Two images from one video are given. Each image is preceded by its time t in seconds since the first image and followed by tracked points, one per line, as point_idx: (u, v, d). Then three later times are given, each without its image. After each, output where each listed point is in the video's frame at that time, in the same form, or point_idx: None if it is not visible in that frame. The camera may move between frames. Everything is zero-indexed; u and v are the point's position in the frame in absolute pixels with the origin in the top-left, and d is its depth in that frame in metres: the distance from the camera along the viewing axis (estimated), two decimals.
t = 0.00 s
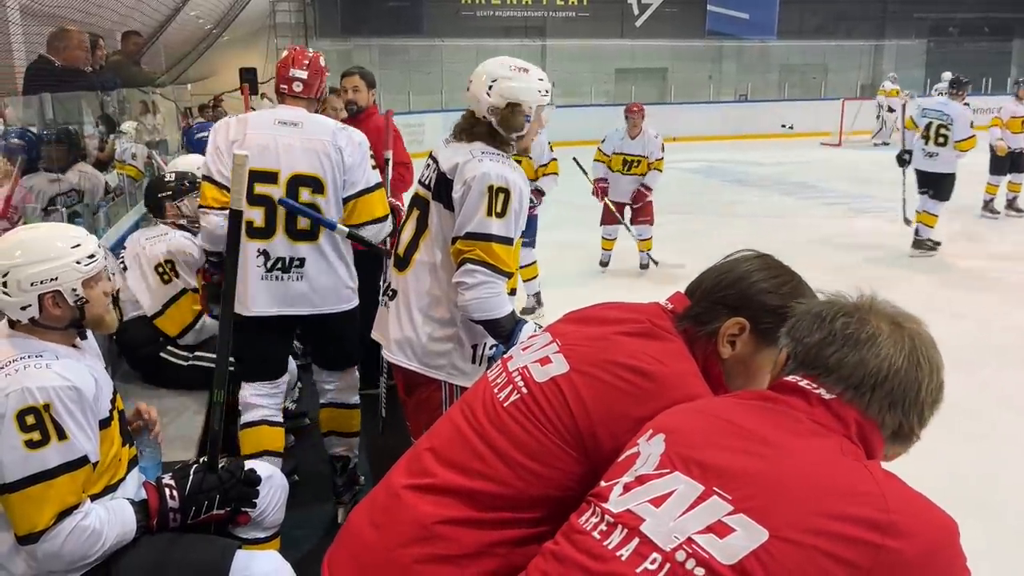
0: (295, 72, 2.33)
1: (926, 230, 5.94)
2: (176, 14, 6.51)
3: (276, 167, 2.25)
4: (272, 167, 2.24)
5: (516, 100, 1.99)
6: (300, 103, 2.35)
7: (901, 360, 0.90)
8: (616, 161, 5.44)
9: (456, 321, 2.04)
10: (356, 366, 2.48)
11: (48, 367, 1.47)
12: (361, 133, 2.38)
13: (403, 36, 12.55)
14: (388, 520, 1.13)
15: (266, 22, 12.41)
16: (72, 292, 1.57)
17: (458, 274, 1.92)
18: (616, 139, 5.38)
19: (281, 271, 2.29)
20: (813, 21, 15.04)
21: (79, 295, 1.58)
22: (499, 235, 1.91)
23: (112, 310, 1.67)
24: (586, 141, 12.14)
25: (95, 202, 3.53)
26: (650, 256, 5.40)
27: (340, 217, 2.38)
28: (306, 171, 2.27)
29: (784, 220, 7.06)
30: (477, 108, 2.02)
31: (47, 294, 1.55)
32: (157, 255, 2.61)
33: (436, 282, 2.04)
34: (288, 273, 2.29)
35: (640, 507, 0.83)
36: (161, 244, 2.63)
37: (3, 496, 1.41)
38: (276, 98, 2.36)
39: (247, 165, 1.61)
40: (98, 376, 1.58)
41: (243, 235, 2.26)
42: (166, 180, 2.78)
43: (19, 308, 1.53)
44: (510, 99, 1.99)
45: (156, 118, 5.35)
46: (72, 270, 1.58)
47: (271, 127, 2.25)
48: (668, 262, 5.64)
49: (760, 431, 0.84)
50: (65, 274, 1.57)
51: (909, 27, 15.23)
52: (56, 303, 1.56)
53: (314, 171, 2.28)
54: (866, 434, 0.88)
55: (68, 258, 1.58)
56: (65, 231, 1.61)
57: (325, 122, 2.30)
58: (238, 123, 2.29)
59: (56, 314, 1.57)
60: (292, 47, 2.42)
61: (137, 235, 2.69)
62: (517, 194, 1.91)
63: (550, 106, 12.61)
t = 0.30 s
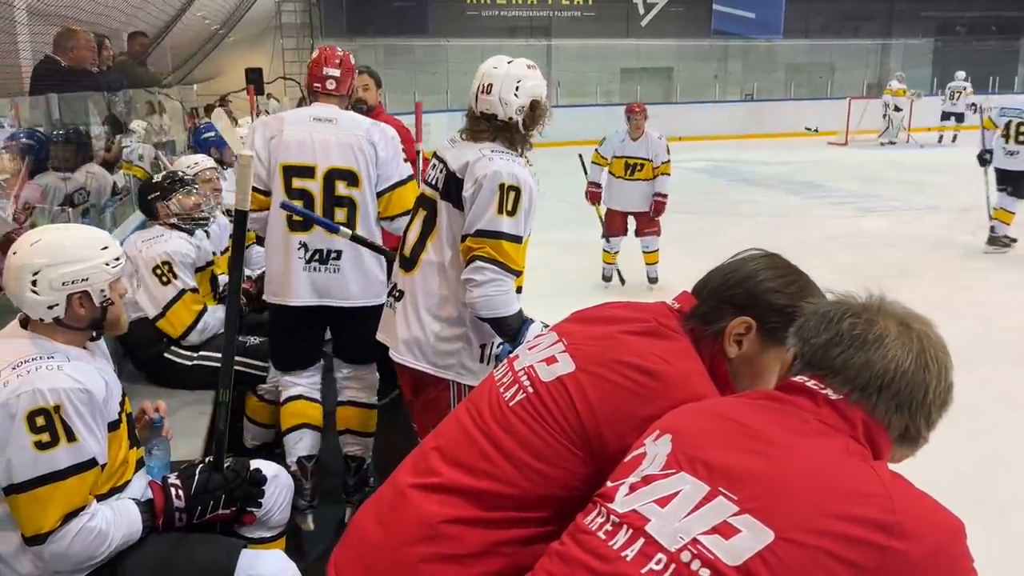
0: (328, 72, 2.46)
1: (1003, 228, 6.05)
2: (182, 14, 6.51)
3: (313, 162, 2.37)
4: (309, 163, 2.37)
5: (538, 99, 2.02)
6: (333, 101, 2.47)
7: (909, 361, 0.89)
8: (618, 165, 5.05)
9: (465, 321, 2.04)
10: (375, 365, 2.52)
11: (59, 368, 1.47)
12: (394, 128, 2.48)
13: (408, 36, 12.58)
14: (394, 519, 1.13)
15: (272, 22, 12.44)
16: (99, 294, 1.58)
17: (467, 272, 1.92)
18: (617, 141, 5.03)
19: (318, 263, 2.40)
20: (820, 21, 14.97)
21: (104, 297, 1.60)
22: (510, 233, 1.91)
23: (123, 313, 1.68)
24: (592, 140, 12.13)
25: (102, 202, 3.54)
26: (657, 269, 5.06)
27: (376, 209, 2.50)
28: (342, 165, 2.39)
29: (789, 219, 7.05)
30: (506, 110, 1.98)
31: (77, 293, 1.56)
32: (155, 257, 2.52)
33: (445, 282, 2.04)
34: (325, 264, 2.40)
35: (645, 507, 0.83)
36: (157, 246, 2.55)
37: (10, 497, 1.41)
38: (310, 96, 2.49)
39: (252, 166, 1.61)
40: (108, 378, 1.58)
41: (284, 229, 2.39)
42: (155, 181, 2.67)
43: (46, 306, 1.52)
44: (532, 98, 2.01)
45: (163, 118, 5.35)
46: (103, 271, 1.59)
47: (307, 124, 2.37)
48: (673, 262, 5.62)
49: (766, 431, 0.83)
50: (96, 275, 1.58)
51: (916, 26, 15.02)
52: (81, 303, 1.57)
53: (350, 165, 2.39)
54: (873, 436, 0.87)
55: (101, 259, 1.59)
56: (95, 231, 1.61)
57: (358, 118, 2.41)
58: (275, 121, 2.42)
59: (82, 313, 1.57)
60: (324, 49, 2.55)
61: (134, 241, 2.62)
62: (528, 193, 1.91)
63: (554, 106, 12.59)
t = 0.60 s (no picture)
0: (349, 76, 2.60)
1: None
2: (192, 17, 6.54)
3: (334, 163, 2.51)
4: (330, 164, 2.51)
5: (546, 101, 2.03)
6: (355, 103, 2.61)
7: (922, 369, 0.89)
8: (625, 173, 4.93)
9: (476, 323, 2.05)
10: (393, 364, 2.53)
11: (81, 369, 1.47)
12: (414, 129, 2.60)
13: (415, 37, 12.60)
14: (406, 523, 1.13)
15: (280, 24, 12.46)
16: (134, 297, 1.65)
17: (478, 274, 1.93)
18: (623, 148, 4.92)
19: (338, 261, 2.52)
20: (828, 21, 14.93)
21: (135, 301, 1.66)
22: (521, 235, 1.91)
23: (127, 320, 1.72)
24: (599, 141, 12.13)
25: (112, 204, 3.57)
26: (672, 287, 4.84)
27: (396, 209, 2.61)
28: (361, 166, 2.52)
29: (796, 221, 7.05)
30: (516, 113, 1.98)
31: (119, 295, 1.61)
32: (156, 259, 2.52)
33: (455, 284, 2.04)
34: (343, 263, 2.52)
35: (657, 513, 0.83)
36: (159, 247, 2.55)
37: (27, 498, 1.42)
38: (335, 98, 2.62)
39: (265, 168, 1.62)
40: (125, 380, 1.58)
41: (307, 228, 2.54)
42: (159, 182, 2.66)
43: (96, 306, 1.55)
44: (541, 100, 2.01)
45: (172, 120, 5.36)
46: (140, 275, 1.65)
47: (329, 127, 2.52)
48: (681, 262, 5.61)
49: (779, 437, 0.83)
50: (136, 278, 1.64)
51: (925, 27, 15.12)
52: (120, 305, 1.61)
53: (369, 166, 2.52)
54: (886, 444, 0.87)
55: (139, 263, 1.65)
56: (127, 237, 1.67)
57: (378, 120, 2.54)
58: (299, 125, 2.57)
59: (118, 315, 1.62)
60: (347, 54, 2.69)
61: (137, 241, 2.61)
62: (539, 195, 1.91)
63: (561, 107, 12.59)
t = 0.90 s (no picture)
0: (363, 83, 2.73)
1: None
2: (201, 19, 6.54)
3: (352, 168, 2.65)
4: (349, 171, 2.65)
5: (567, 113, 2.03)
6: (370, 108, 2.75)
7: (936, 377, 0.88)
8: (633, 183, 4.84)
9: (485, 327, 2.05)
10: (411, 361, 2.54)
11: (103, 369, 1.48)
12: (427, 130, 2.74)
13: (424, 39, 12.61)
14: (418, 528, 1.13)
15: (289, 26, 12.46)
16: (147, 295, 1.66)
17: (486, 277, 1.93)
18: (632, 158, 4.83)
19: (361, 263, 2.65)
20: (838, 24, 14.88)
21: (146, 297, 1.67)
22: (530, 241, 1.91)
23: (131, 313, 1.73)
24: (608, 144, 12.11)
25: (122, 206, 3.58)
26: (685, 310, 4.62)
27: (413, 209, 2.75)
28: (378, 170, 2.66)
29: (806, 224, 7.04)
30: (537, 123, 1.98)
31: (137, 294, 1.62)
32: (160, 261, 2.54)
33: (463, 288, 2.05)
34: (367, 264, 2.66)
35: (669, 519, 0.83)
36: (165, 248, 2.56)
37: (46, 496, 1.42)
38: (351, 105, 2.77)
39: (278, 171, 1.62)
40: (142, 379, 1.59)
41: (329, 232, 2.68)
42: (171, 183, 2.67)
43: (118, 309, 1.56)
44: (562, 111, 2.02)
45: (182, 122, 5.38)
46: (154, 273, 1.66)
47: (346, 134, 2.66)
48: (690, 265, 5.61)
49: (792, 443, 0.83)
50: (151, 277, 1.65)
51: (935, 30, 15.09)
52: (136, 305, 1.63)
53: (385, 169, 2.66)
54: (900, 452, 0.87)
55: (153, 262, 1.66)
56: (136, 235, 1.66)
57: (392, 124, 2.68)
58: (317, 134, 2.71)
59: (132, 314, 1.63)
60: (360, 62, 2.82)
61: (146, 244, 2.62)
62: (550, 202, 1.91)
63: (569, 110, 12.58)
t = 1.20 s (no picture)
0: (383, 80, 2.85)
1: None
2: (214, 20, 6.57)
3: (373, 162, 2.78)
4: (370, 163, 2.78)
5: (575, 111, 2.03)
6: (389, 104, 2.87)
7: (950, 379, 0.88)
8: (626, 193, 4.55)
9: (494, 329, 2.05)
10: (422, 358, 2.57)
11: (113, 375, 1.47)
12: (443, 126, 2.88)
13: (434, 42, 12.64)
14: (426, 528, 1.13)
15: (300, 29, 12.49)
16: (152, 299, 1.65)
17: (497, 279, 1.92)
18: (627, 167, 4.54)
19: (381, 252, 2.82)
20: (850, 28, 14.80)
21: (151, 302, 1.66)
22: (540, 243, 1.91)
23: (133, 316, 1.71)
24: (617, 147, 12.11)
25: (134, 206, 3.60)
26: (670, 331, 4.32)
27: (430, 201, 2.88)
28: (398, 164, 2.79)
29: (817, 228, 7.02)
30: (544, 124, 1.98)
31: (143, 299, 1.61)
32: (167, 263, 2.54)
33: (473, 289, 2.05)
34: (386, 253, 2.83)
35: (680, 520, 0.82)
36: (176, 248, 2.57)
37: (54, 500, 1.42)
38: (370, 101, 2.88)
39: (287, 173, 1.62)
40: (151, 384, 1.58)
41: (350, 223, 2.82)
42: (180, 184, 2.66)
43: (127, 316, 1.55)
44: (570, 110, 2.01)
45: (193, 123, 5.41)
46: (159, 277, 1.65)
47: (368, 129, 2.78)
48: (700, 268, 5.60)
49: (805, 445, 0.82)
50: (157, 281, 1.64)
51: (947, 34, 15.04)
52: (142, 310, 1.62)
53: (405, 163, 2.79)
54: (914, 454, 0.86)
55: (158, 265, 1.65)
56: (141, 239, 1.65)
57: (411, 121, 2.81)
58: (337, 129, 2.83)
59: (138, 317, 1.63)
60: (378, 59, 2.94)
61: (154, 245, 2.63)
62: (561, 203, 1.91)
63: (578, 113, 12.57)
